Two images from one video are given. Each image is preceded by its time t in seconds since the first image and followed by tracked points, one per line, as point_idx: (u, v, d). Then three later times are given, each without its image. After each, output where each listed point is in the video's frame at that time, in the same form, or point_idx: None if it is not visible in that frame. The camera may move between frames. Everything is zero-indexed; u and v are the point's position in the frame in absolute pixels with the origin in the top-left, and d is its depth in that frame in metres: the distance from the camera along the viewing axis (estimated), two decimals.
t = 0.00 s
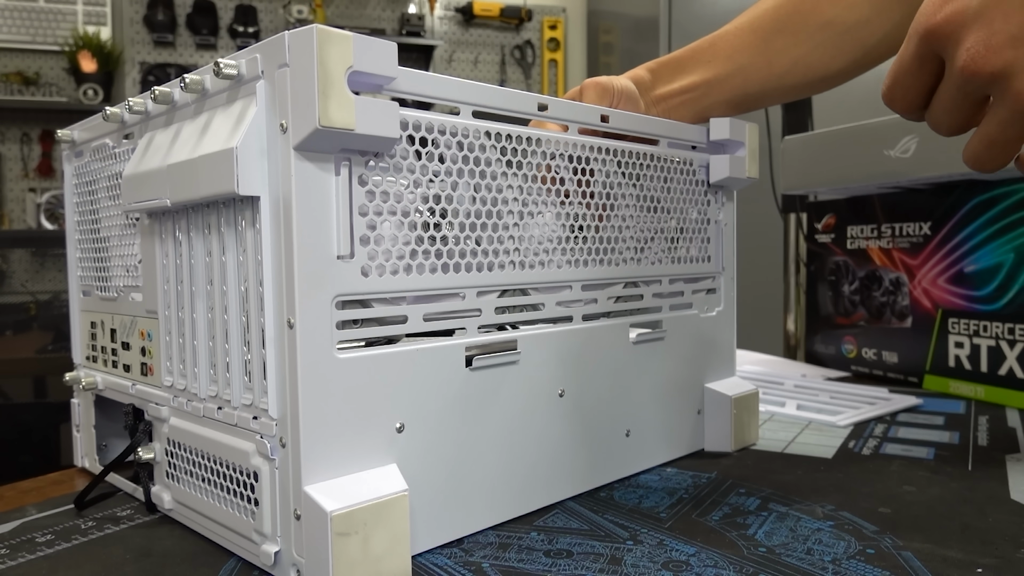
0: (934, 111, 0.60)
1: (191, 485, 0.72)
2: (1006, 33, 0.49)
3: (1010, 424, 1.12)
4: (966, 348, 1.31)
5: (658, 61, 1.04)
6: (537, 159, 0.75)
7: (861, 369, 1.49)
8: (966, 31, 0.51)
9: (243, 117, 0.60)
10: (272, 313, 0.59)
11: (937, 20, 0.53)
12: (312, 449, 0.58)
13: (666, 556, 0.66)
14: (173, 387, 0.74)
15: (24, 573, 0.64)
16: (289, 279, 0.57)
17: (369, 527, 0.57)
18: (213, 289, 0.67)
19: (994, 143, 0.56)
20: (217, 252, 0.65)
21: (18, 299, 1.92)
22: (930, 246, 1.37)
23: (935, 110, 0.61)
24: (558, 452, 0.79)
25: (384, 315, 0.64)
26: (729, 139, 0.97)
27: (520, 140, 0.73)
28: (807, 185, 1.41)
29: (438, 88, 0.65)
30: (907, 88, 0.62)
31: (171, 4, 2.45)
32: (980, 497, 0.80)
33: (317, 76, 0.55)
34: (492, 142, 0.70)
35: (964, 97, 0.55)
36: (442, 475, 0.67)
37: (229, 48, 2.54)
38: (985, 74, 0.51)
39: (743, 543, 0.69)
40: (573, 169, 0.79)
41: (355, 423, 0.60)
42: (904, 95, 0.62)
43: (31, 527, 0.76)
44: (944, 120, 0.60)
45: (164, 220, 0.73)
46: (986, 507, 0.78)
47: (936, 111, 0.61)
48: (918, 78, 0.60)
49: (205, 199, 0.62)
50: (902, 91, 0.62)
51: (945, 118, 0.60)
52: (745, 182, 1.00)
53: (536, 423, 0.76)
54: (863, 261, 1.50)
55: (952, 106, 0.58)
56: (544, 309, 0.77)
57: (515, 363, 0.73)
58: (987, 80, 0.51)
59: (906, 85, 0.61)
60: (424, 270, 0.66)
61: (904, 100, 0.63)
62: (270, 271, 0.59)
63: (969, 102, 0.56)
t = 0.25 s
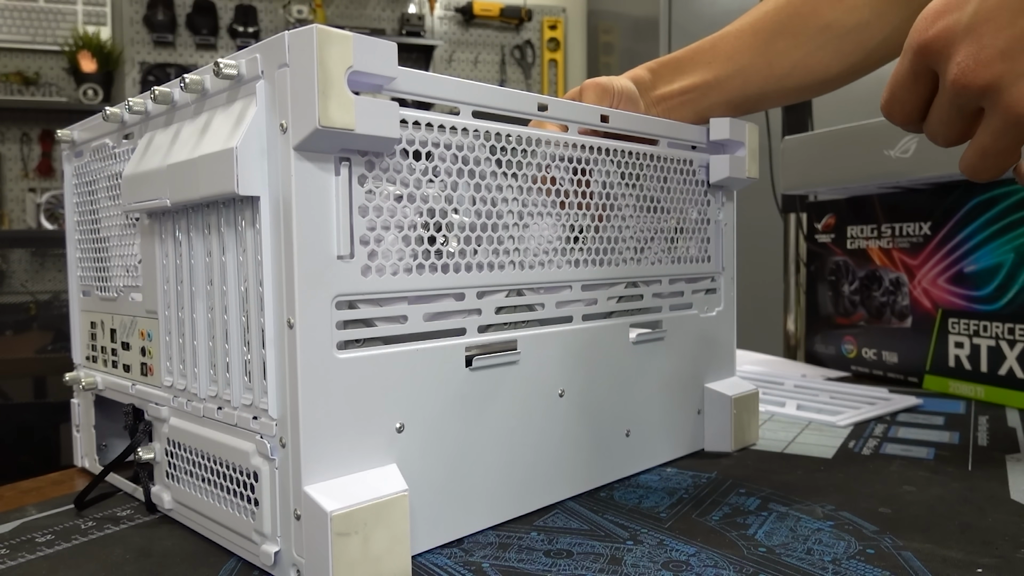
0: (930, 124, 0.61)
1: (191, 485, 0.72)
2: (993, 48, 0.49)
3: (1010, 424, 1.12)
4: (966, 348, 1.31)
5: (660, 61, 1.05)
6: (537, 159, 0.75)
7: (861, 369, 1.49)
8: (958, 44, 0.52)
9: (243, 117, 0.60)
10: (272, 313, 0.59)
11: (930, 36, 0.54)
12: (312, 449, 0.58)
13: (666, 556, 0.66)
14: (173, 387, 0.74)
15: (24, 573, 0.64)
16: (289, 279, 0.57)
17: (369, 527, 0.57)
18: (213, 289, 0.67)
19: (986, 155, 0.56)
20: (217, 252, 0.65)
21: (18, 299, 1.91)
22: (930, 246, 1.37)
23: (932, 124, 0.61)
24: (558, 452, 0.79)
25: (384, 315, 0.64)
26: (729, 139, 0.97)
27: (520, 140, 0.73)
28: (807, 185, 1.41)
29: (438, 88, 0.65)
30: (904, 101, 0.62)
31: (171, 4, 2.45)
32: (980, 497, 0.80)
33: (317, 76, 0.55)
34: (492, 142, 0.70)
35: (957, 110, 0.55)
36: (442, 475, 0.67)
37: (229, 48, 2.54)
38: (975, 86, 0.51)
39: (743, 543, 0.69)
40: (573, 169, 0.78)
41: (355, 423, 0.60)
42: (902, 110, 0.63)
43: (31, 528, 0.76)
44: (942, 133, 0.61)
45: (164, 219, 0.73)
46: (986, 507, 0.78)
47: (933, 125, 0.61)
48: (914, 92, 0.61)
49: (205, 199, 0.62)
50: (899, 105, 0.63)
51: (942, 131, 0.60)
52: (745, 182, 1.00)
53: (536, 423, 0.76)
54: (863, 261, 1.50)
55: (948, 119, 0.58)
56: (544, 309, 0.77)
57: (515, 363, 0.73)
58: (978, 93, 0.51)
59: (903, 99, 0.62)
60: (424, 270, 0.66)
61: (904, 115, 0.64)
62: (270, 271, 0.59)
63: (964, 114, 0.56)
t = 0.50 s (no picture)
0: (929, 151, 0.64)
1: (191, 485, 0.72)
2: (994, 73, 0.52)
3: (1010, 424, 1.12)
4: (966, 347, 1.31)
5: (660, 60, 1.04)
6: (537, 159, 0.75)
7: (861, 369, 1.49)
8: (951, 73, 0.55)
9: (243, 117, 0.60)
10: (272, 313, 0.59)
11: (928, 60, 0.56)
12: (312, 449, 0.58)
13: (666, 556, 0.66)
14: (173, 387, 0.74)
15: (24, 572, 0.64)
16: (289, 279, 0.57)
17: (369, 527, 0.57)
18: (213, 289, 0.67)
19: (990, 182, 0.60)
20: (217, 252, 0.65)
21: (17, 299, 1.92)
22: (930, 246, 1.37)
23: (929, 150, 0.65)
24: (558, 452, 0.79)
25: (384, 315, 0.64)
26: (729, 139, 0.97)
27: (519, 140, 0.73)
28: (807, 185, 1.42)
29: (438, 88, 0.65)
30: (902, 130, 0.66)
31: (171, 4, 2.45)
32: (980, 497, 0.80)
33: (316, 76, 0.55)
34: (492, 142, 0.70)
35: (956, 136, 0.59)
36: (442, 476, 0.67)
37: (229, 48, 2.54)
38: (976, 112, 0.54)
39: (743, 543, 0.69)
40: (573, 169, 0.79)
41: (355, 423, 0.60)
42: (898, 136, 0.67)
43: (31, 527, 0.76)
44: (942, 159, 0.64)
45: (164, 219, 0.73)
46: (986, 507, 0.78)
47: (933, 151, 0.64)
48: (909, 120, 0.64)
49: (205, 199, 0.62)
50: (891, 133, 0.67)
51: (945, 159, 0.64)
52: (745, 182, 1.00)
53: (536, 424, 0.76)
54: (863, 261, 1.50)
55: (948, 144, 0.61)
56: (544, 309, 0.77)
57: (515, 363, 0.73)
58: (979, 121, 0.54)
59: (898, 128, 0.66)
60: (425, 270, 0.66)
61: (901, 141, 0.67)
62: (270, 271, 0.59)
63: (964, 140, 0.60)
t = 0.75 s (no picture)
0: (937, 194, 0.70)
1: (191, 485, 0.72)
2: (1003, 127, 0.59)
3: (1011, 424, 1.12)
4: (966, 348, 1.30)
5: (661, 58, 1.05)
6: (537, 159, 0.75)
7: (861, 369, 1.49)
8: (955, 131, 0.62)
9: (243, 117, 0.60)
10: (272, 313, 0.59)
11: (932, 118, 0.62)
12: (312, 449, 0.58)
13: (666, 556, 0.66)
14: (173, 387, 0.74)
15: (24, 573, 0.64)
16: (289, 279, 0.57)
17: (368, 527, 0.57)
18: (213, 289, 0.67)
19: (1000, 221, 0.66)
20: (217, 252, 0.65)
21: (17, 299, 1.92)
22: (930, 246, 1.37)
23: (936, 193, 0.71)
24: (558, 452, 0.79)
25: (384, 315, 0.64)
26: (729, 139, 0.97)
27: (519, 140, 0.73)
28: (808, 185, 1.42)
29: (438, 88, 0.65)
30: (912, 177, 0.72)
31: (171, 4, 2.45)
32: (980, 498, 0.80)
33: (316, 76, 0.55)
34: (492, 142, 0.70)
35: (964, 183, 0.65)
36: (442, 476, 0.67)
37: (229, 48, 2.54)
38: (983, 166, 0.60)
39: (743, 543, 0.69)
40: (573, 169, 0.79)
41: (356, 423, 0.60)
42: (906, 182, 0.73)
43: (31, 528, 0.76)
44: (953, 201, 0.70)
45: (164, 220, 0.73)
46: (986, 507, 0.77)
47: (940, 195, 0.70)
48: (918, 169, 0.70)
49: (205, 199, 0.62)
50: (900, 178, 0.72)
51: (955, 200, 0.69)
52: (745, 182, 1.00)
53: (536, 424, 0.76)
54: (863, 261, 1.50)
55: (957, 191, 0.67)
56: (544, 309, 0.77)
57: (515, 363, 0.73)
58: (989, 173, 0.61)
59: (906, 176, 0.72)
60: (425, 270, 0.66)
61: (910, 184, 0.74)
62: (270, 271, 0.59)
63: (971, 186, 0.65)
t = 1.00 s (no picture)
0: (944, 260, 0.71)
1: (191, 485, 0.72)
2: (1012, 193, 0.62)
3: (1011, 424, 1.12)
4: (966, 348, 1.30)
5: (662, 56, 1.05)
6: (537, 159, 0.75)
7: (861, 369, 1.49)
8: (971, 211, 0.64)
9: (243, 117, 0.60)
10: (272, 313, 0.59)
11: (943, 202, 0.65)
12: (312, 449, 0.58)
13: (666, 556, 0.66)
14: (173, 387, 0.74)
15: (24, 573, 0.64)
16: (289, 279, 0.57)
17: (368, 527, 0.57)
18: (213, 289, 0.67)
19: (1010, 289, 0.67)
20: (217, 252, 0.65)
21: (17, 299, 1.92)
22: (930, 246, 1.37)
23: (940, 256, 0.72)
24: (558, 452, 0.79)
25: (383, 315, 0.64)
26: (729, 139, 0.97)
27: (519, 140, 0.73)
28: (808, 185, 1.42)
29: (438, 88, 0.65)
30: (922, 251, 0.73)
31: (171, 4, 2.45)
32: (980, 498, 0.80)
33: (316, 76, 0.55)
34: (492, 142, 0.70)
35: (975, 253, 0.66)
36: (441, 476, 0.67)
37: (229, 48, 2.54)
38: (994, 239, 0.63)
39: (743, 543, 0.69)
40: (573, 169, 0.79)
41: (356, 423, 0.60)
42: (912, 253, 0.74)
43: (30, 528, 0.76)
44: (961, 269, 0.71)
45: (164, 219, 0.73)
46: (986, 507, 0.77)
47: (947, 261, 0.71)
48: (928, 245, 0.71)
49: (205, 199, 0.62)
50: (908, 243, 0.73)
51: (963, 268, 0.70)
52: (745, 182, 1.00)
53: (536, 425, 0.76)
54: (863, 261, 1.50)
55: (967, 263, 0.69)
56: (544, 309, 0.77)
57: (515, 363, 0.73)
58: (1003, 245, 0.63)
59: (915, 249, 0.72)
60: (425, 270, 0.66)
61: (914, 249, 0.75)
62: (270, 271, 0.59)
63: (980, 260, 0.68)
